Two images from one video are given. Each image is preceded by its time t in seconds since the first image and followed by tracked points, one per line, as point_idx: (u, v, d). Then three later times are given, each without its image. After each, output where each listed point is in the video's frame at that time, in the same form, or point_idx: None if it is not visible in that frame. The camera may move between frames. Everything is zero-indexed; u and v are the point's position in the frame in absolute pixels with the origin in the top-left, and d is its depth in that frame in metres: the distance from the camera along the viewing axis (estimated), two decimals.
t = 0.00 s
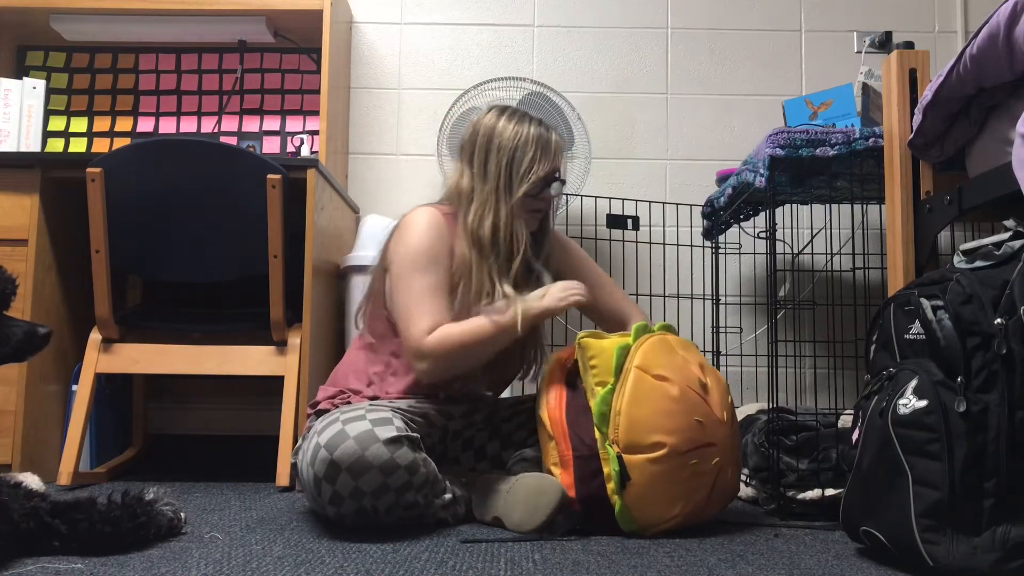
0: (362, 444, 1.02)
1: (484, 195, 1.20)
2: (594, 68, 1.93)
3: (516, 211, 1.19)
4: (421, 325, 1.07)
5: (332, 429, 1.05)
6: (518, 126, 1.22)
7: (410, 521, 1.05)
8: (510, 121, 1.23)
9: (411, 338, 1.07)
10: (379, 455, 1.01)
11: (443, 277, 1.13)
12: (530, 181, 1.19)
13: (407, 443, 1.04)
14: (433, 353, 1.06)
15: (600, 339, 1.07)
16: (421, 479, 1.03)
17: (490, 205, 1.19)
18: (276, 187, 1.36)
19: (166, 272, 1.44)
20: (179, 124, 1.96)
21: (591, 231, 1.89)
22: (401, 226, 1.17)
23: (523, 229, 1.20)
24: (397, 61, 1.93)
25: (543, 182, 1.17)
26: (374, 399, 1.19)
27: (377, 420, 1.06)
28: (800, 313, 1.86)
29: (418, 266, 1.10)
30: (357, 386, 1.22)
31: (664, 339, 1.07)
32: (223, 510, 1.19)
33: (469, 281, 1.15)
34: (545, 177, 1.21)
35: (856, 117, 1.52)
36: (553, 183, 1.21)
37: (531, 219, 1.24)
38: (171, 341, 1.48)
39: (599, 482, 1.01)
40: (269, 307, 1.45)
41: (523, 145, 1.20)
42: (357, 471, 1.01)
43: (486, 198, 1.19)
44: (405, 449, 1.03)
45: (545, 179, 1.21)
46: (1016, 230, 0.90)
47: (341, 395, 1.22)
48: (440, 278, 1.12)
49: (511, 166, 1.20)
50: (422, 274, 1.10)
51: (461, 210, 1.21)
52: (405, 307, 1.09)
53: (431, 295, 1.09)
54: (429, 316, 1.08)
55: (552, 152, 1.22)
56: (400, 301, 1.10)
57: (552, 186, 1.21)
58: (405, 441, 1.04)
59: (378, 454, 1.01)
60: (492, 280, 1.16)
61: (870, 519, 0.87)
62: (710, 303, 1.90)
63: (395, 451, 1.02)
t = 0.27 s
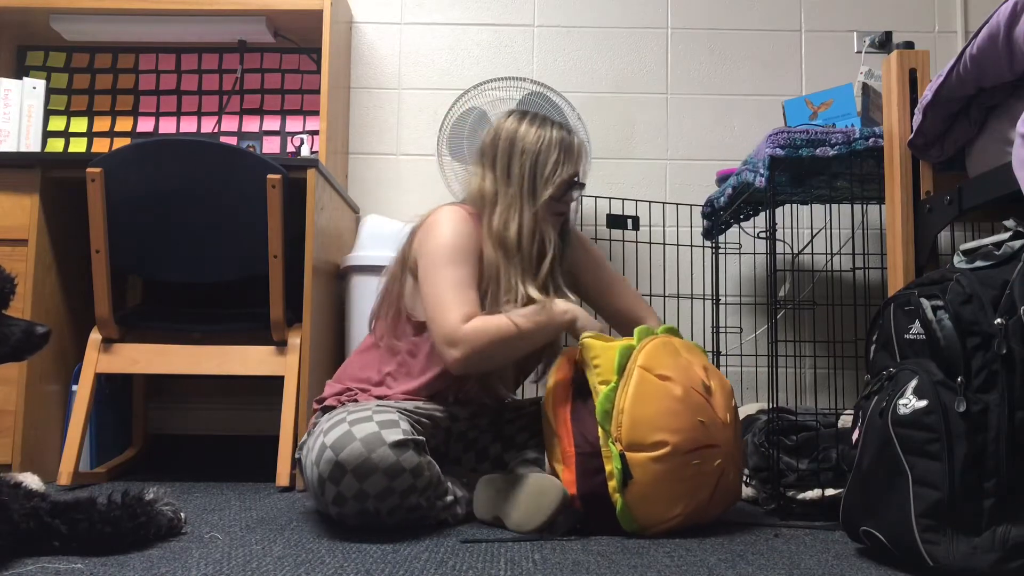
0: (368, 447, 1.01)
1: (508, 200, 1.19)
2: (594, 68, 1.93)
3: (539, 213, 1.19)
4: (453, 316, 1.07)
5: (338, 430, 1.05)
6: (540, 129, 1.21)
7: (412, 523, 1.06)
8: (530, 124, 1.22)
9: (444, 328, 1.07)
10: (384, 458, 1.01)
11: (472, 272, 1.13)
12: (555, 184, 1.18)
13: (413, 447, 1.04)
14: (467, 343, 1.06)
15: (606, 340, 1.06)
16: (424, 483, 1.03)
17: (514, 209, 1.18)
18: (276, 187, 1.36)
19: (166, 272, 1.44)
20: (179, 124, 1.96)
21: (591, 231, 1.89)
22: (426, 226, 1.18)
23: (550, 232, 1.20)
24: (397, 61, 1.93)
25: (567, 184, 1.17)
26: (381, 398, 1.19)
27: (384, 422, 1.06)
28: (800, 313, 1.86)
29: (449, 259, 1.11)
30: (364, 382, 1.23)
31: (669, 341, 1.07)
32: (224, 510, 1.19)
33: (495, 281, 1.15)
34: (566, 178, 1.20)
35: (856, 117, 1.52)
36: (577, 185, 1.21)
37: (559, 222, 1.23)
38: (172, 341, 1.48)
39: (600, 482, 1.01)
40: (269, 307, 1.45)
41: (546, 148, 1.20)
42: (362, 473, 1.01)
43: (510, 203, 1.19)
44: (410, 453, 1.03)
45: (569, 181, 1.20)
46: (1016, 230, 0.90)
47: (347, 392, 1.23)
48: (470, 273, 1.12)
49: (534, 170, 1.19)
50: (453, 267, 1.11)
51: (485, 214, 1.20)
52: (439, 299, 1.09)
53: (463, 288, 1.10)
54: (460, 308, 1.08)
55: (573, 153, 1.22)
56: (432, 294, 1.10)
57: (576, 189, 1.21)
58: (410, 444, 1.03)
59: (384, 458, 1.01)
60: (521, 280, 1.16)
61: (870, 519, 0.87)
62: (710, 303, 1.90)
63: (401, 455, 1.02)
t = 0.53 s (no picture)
0: (372, 448, 1.01)
1: (526, 204, 1.20)
2: (594, 68, 1.93)
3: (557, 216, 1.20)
4: (456, 330, 1.08)
5: (343, 430, 1.05)
6: (554, 132, 1.23)
7: (412, 525, 1.06)
8: (545, 127, 1.24)
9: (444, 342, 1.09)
10: (388, 459, 1.01)
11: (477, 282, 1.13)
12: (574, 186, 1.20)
13: (417, 449, 1.04)
14: (466, 359, 1.07)
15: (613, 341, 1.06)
16: (427, 485, 1.03)
17: (533, 212, 1.19)
18: (276, 187, 1.36)
19: (166, 272, 1.44)
20: (179, 124, 1.96)
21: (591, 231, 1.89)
22: (434, 229, 1.17)
23: (569, 236, 1.22)
24: (397, 61, 1.93)
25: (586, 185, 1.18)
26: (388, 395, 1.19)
27: (389, 423, 1.06)
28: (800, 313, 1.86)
29: (457, 268, 1.11)
30: (372, 379, 1.23)
31: (678, 344, 1.07)
32: (223, 510, 1.19)
33: (508, 287, 1.17)
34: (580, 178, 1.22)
35: (856, 117, 1.52)
36: (594, 186, 1.23)
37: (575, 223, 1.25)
38: (172, 341, 1.48)
39: (602, 484, 1.01)
40: (269, 307, 1.45)
41: (562, 150, 1.21)
42: (364, 474, 1.01)
43: (528, 206, 1.19)
44: (414, 456, 1.02)
45: (585, 183, 1.22)
46: (1016, 229, 0.90)
47: (355, 387, 1.23)
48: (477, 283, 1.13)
49: (552, 172, 1.21)
50: (463, 276, 1.11)
51: (501, 219, 1.20)
52: (443, 310, 1.09)
53: (468, 299, 1.10)
54: (462, 322, 1.09)
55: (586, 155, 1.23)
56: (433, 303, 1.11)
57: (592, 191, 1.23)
58: (415, 447, 1.03)
59: (387, 459, 1.01)
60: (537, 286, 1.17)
61: (869, 519, 0.87)
62: (710, 303, 1.90)
63: (404, 457, 1.01)
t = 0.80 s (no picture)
0: (372, 448, 1.01)
1: (511, 192, 1.20)
2: (594, 68, 1.93)
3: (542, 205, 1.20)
4: (442, 323, 1.08)
5: (343, 430, 1.05)
6: (539, 123, 1.22)
7: (412, 525, 1.06)
8: (528, 115, 1.24)
9: (431, 335, 1.08)
10: (388, 460, 1.01)
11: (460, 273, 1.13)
12: (558, 177, 1.20)
13: (417, 449, 1.04)
14: (454, 352, 1.07)
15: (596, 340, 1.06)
16: (427, 486, 1.03)
17: (518, 200, 1.19)
18: (276, 187, 1.36)
19: (166, 272, 1.44)
20: (179, 124, 1.96)
21: (591, 231, 1.89)
22: (414, 226, 1.17)
23: (555, 225, 1.22)
24: (397, 61, 1.93)
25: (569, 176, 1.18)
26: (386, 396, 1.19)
27: (389, 423, 1.06)
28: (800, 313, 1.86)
29: (438, 261, 1.11)
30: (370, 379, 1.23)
31: (657, 340, 1.08)
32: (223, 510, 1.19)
33: (494, 276, 1.17)
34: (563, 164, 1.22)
35: (856, 117, 1.52)
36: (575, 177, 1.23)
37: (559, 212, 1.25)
38: (172, 341, 1.48)
39: (602, 483, 1.00)
40: (269, 307, 1.45)
41: (547, 141, 1.21)
42: (365, 474, 1.01)
43: (513, 194, 1.19)
44: (414, 456, 1.02)
45: (570, 174, 1.23)
46: (1016, 229, 0.90)
47: (354, 388, 1.23)
48: (460, 274, 1.13)
49: (537, 162, 1.21)
50: (445, 270, 1.11)
51: (486, 207, 1.20)
52: (428, 305, 1.09)
53: (452, 291, 1.10)
54: (449, 316, 1.09)
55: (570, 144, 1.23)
56: (416, 299, 1.10)
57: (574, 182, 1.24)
58: (415, 447, 1.03)
59: (387, 459, 1.01)
60: (525, 276, 1.17)
61: (869, 520, 0.87)
62: (710, 303, 1.90)
63: (404, 457, 1.01)
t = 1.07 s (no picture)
0: (369, 447, 1.01)
1: (482, 181, 1.19)
2: (595, 68, 1.93)
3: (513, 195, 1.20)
4: (401, 300, 1.07)
5: (341, 429, 1.05)
6: (515, 115, 1.21)
7: (412, 524, 1.06)
8: (504, 106, 1.23)
9: (390, 313, 1.07)
10: (385, 458, 1.01)
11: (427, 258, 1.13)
12: (530, 169, 1.19)
13: (415, 448, 1.03)
14: (410, 329, 1.05)
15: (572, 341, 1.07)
16: (425, 485, 1.03)
17: (488, 189, 1.19)
18: (276, 187, 1.36)
19: (166, 272, 1.44)
20: (179, 124, 1.96)
21: (591, 232, 1.89)
22: (386, 217, 1.17)
23: (523, 218, 1.22)
24: (397, 61, 1.93)
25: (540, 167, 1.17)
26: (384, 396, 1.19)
27: (386, 422, 1.05)
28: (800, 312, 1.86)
29: (405, 245, 1.11)
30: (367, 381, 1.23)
31: (635, 326, 1.08)
32: (224, 510, 1.19)
33: (463, 263, 1.16)
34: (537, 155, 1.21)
35: (856, 117, 1.52)
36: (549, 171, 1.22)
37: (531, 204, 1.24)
38: (172, 341, 1.48)
39: (602, 483, 1.00)
40: (269, 307, 1.45)
41: (521, 133, 1.20)
42: (362, 473, 1.01)
43: (484, 183, 1.19)
44: (411, 454, 1.02)
45: (543, 166, 1.21)
46: (1016, 230, 0.90)
47: (351, 389, 1.23)
48: (425, 258, 1.12)
49: (509, 153, 1.19)
50: (410, 254, 1.11)
51: (457, 195, 1.20)
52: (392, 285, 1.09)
53: (416, 273, 1.10)
54: (408, 297, 1.08)
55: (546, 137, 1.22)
56: (381, 281, 1.10)
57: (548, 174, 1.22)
58: (412, 446, 1.03)
59: (384, 458, 1.01)
60: (489, 264, 1.16)
61: (869, 519, 0.87)
62: (710, 303, 1.90)
63: (401, 455, 1.01)
